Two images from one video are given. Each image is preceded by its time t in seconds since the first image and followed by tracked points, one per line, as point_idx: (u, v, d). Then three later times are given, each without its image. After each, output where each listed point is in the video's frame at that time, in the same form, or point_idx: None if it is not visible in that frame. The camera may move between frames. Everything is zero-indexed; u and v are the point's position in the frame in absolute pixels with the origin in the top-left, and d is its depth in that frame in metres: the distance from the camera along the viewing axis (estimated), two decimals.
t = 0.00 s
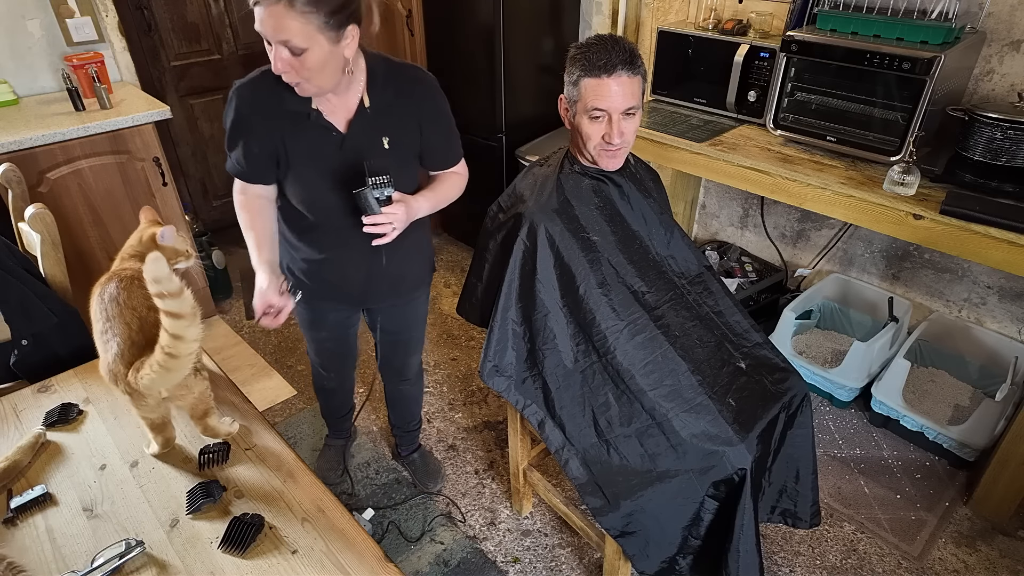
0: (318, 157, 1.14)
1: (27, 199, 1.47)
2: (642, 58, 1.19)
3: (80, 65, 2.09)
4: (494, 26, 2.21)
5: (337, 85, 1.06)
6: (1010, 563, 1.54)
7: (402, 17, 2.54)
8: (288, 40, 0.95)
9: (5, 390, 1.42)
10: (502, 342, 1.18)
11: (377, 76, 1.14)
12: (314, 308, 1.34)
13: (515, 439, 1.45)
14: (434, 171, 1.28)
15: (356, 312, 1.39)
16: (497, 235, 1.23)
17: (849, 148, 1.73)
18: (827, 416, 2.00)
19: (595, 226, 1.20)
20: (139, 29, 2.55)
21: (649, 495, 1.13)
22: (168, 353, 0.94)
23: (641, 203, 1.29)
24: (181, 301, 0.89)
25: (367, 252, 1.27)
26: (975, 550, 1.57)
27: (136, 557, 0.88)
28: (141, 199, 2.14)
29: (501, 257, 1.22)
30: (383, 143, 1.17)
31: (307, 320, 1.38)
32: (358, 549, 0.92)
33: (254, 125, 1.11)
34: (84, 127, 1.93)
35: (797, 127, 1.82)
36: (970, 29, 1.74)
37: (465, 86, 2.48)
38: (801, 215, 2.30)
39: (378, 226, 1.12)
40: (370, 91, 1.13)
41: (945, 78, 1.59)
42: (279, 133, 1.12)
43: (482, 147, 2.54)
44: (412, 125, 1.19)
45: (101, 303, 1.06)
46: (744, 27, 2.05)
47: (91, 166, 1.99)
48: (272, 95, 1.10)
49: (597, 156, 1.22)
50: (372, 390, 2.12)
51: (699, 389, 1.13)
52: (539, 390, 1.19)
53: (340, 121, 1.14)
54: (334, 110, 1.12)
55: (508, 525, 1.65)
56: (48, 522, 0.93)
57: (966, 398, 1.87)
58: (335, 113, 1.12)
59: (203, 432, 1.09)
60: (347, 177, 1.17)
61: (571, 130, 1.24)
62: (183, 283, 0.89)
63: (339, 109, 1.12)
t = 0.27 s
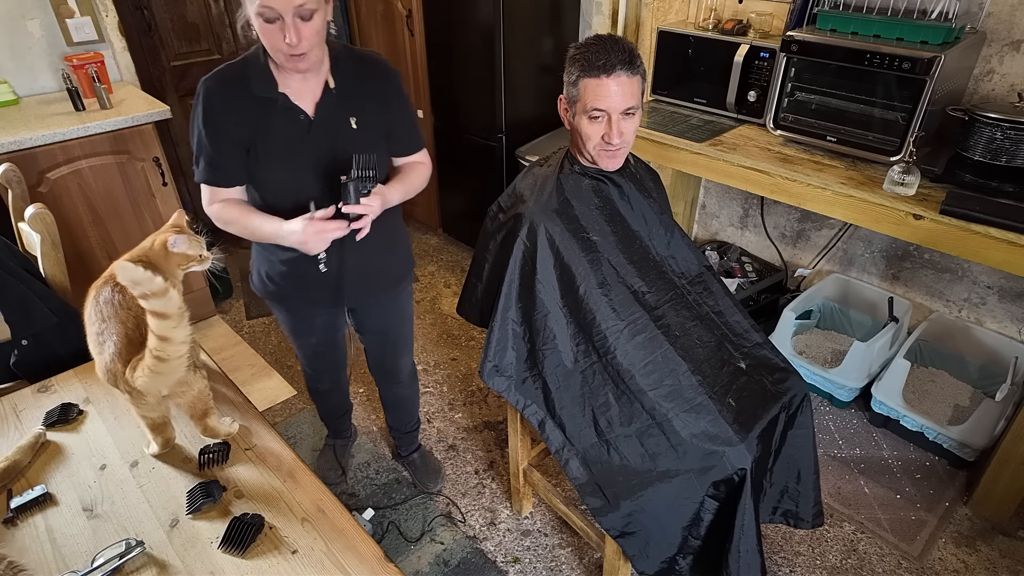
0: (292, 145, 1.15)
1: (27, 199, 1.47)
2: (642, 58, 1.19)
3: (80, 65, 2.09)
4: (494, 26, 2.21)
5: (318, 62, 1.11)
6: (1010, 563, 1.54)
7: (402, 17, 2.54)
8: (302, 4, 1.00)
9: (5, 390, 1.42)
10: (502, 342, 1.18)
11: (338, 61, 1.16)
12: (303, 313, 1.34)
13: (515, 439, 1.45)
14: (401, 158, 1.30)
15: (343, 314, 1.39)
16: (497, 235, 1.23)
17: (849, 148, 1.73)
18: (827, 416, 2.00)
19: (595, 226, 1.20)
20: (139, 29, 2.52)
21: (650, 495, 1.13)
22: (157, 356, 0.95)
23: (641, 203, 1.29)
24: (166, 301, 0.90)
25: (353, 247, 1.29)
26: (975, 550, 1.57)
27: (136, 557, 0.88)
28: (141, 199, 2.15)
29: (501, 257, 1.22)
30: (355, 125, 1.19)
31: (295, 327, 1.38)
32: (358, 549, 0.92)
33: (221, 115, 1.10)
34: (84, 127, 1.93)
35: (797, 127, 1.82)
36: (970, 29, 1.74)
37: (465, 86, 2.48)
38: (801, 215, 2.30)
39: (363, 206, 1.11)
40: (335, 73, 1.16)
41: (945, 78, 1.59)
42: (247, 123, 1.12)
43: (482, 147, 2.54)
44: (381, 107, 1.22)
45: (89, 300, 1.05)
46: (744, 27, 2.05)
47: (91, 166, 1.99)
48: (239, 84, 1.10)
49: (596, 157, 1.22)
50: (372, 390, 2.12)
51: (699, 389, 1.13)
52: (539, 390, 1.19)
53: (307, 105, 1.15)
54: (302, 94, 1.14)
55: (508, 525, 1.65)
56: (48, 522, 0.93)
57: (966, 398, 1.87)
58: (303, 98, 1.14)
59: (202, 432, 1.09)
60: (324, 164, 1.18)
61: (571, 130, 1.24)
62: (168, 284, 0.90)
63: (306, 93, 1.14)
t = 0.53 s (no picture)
0: (292, 142, 1.18)
1: (27, 199, 1.47)
2: (641, 58, 1.19)
3: (80, 65, 2.09)
4: (494, 26, 2.21)
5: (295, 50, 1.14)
6: (1010, 563, 1.54)
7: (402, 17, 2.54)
8: None
9: (5, 390, 1.42)
10: (502, 342, 1.18)
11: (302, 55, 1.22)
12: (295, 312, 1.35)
13: (516, 439, 1.45)
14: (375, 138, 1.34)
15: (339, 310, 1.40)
16: (497, 235, 1.23)
17: (849, 148, 1.73)
18: (827, 416, 2.00)
19: (595, 226, 1.20)
20: (139, 29, 2.54)
21: (650, 495, 1.13)
22: (132, 361, 0.95)
23: (641, 203, 1.29)
24: (132, 306, 0.89)
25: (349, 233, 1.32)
26: (975, 550, 1.57)
27: (136, 557, 0.88)
28: (141, 199, 2.15)
29: (500, 257, 1.22)
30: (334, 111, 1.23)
31: (289, 327, 1.38)
32: (358, 549, 0.92)
33: (214, 125, 1.09)
34: (84, 127, 1.93)
35: (797, 127, 1.82)
36: (970, 29, 1.74)
37: (466, 86, 2.48)
38: (801, 215, 2.30)
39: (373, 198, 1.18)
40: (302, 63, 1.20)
41: (945, 78, 1.59)
42: (241, 127, 1.11)
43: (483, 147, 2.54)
44: (348, 89, 1.27)
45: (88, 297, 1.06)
46: (744, 26, 2.05)
47: (91, 166, 1.99)
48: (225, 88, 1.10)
49: (596, 157, 1.22)
50: (372, 390, 2.12)
51: (699, 389, 1.13)
52: (539, 390, 1.19)
53: (289, 98, 1.17)
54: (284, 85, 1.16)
55: (508, 525, 1.65)
56: (48, 522, 0.93)
57: (966, 398, 1.87)
58: (284, 92, 1.16)
59: (202, 432, 1.10)
60: (320, 155, 1.22)
61: (571, 131, 1.24)
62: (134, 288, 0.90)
63: (284, 85, 1.16)
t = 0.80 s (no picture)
0: (312, 131, 1.19)
1: (27, 199, 1.47)
2: (641, 58, 1.19)
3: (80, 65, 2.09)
4: (494, 26, 2.21)
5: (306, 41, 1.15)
6: (1010, 563, 1.54)
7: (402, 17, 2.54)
8: None
9: (5, 390, 1.42)
10: (502, 342, 1.18)
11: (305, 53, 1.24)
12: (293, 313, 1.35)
13: (516, 439, 1.45)
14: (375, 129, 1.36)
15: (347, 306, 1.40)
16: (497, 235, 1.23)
17: (849, 148, 1.73)
18: (827, 416, 2.00)
19: (595, 226, 1.21)
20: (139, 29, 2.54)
21: (650, 495, 1.12)
22: (129, 370, 0.96)
23: (640, 203, 1.29)
24: (127, 315, 0.90)
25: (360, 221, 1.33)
26: (975, 550, 1.57)
27: (136, 557, 0.88)
28: (141, 199, 2.15)
29: (500, 257, 1.22)
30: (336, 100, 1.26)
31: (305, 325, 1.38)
32: (358, 549, 0.92)
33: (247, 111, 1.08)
34: (84, 127, 1.93)
35: (797, 127, 1.82)
36: (970, 30, 1.74)
37: (466, 86, 2.48)
38: (801, 215, 2.30)
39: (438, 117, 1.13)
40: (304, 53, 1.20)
41: (945, 78, 1.59)
42: (271, 114, 1.11)
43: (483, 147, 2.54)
44: (342, 78, 1.31)
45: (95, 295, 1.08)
46: (744, 27, 2.05)
47: (91, 166, 1.99)
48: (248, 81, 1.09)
49: (596, 157, 1.23)
50: (372, 390, 2.12)
51: (699, 389, 1.13)
52: (539, 390, 1.19)
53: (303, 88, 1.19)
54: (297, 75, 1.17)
55: (508, 525, 1.65)
56: (48, 522, 0.93)
57: (967, 398, 1.87)
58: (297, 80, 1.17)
59: (202, 432, 1.10)
60: (335, 145, 1.24)
61: (571, 131, 1.24)
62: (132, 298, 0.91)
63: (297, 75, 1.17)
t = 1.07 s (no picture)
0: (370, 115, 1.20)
1: (27, 199, 1.47)
2: (642, 58, 1.19)
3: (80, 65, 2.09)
4: (494, 27, 2.22)
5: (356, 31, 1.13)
6: (1010, 563, 1.54)
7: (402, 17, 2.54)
8: None
9: (5, 390, 1.42)
10: (502, 342, 1.18)
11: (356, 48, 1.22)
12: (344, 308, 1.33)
13: (515, 439, 1.45)
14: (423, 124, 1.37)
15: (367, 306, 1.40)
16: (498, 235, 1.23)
17: (849, 148, 1.73)
18: (827, 416, 2.00)
19: (595, 226, 1.21)
20: (139, 29, 2.54)
21: (649, 495, 1.12)
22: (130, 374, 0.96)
23: (640, 203, 1.30)
24: (116, 324, 0.89)
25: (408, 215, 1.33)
26: (975, 550, 1.57)
27: (136, 557, 0.88)
28: (141, 199, 2.15)
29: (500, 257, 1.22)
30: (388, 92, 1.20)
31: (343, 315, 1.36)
32: (358, 549, 0.92)
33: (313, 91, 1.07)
34: (84, 127, 1.93)
35: (797, 127, 1.82)
36: (970, 29, 1.74)
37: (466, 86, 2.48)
38: (801, 215, 2.30)
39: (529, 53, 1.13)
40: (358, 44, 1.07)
41: (945, 78, 1.59)
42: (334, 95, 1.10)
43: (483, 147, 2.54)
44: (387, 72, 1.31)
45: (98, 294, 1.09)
46: (744, 27, 2.05)
47: (91, 166, 1.99)
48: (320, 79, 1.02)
49: (596, 156, 1.23)
50: (372, 389, 2.12)
51: (698, 390, 1.13)
52: (539, 390, 1.19)
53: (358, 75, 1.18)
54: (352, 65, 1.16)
55: (508, 525, 1.65)
56: (48, 522, 0.93)
57: (967, 398, 1.87)
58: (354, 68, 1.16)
59: (201, 432, 1.10)
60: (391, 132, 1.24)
61: (571, 131, 1.24)
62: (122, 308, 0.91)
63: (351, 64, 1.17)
